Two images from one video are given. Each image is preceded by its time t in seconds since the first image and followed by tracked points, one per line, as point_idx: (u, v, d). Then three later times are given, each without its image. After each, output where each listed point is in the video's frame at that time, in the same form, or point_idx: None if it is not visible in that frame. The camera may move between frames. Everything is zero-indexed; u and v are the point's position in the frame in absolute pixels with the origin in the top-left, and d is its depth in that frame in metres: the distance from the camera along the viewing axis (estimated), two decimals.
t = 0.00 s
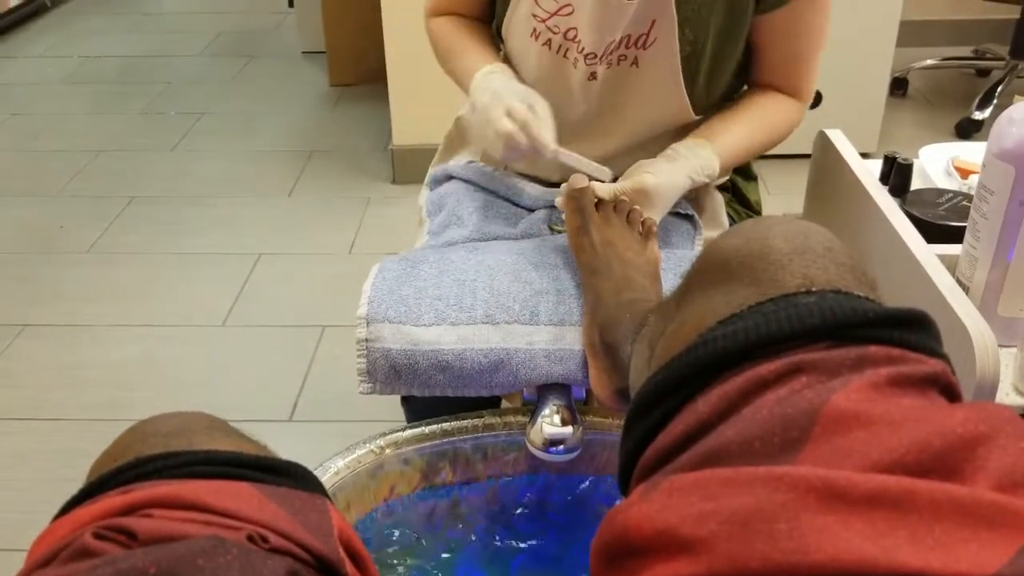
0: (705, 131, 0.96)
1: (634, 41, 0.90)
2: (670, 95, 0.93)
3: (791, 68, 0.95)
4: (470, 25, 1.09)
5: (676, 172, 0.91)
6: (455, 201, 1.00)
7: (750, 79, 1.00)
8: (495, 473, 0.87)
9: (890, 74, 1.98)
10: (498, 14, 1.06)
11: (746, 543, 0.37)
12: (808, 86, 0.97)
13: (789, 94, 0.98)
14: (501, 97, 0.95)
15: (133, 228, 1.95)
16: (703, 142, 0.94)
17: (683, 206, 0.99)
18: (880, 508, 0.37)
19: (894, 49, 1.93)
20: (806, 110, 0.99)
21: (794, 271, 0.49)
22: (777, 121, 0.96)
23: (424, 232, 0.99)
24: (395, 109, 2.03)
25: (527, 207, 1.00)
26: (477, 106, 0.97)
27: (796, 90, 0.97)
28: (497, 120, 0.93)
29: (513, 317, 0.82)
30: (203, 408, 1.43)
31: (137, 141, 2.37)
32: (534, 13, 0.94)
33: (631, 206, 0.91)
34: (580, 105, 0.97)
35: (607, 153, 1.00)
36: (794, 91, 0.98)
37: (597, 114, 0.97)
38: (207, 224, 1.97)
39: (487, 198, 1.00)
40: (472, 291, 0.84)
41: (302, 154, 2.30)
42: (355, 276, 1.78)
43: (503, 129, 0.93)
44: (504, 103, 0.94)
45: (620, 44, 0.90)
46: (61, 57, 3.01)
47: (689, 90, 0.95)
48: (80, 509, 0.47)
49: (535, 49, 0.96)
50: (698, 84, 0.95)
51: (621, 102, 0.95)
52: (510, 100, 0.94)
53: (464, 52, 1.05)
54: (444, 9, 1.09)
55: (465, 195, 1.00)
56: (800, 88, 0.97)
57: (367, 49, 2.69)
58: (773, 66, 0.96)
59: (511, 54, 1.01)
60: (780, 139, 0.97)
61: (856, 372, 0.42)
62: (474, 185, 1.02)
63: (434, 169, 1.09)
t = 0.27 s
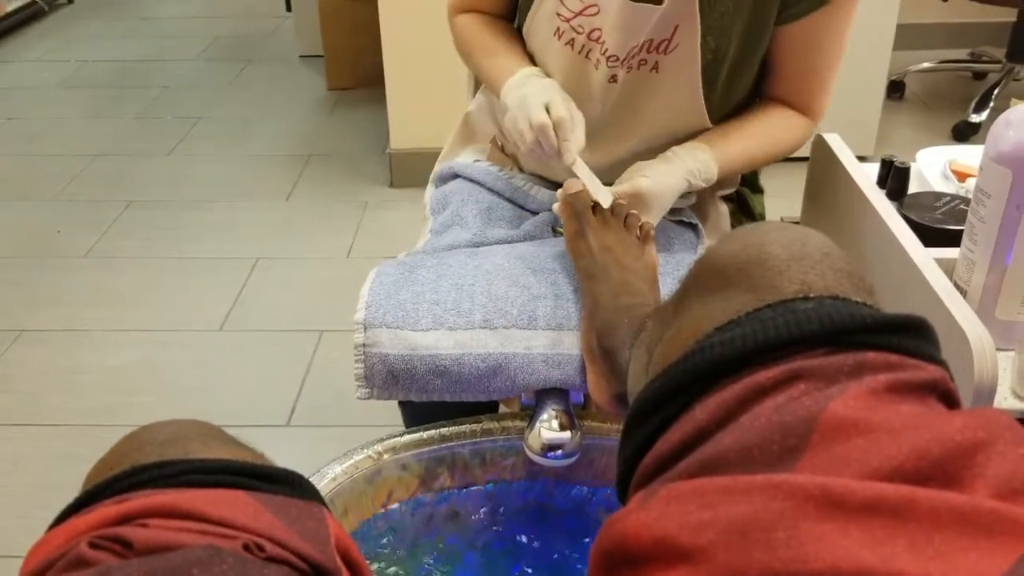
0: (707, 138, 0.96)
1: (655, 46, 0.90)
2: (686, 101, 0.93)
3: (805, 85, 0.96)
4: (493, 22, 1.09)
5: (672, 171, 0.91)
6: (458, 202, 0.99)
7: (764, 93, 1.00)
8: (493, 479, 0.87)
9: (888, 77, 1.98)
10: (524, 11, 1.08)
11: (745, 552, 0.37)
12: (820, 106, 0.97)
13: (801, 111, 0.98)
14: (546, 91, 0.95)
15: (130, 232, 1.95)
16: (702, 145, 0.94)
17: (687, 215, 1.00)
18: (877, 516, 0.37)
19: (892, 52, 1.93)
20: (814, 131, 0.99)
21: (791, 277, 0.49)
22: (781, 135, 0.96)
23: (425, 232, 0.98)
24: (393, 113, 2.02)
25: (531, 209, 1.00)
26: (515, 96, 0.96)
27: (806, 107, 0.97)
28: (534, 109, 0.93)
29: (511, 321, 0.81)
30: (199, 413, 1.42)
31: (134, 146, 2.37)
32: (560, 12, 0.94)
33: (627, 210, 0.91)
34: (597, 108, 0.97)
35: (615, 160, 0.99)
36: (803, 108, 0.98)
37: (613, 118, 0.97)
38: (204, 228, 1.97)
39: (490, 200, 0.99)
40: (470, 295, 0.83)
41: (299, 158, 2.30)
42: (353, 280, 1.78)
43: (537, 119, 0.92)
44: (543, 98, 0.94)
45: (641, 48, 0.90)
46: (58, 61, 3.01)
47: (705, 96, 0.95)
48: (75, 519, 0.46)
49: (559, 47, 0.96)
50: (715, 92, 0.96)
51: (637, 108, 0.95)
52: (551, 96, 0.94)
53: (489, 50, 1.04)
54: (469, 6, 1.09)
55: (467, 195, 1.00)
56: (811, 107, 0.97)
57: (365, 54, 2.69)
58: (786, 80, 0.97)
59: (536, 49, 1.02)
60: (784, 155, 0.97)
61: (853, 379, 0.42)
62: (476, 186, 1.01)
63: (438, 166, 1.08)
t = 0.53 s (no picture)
0: (707, 145, 0.96)
1: (665, 54, 0.90)
2: (691, 108, 0.94)
3: (809, 99, 0.96)
4: (501, 23, 1.10)
5: (670, 174, 0.92)
6: (459, 206, 1.00)
7: (767, 106, 1.00)
8: (493, 485, 0.86)
9: (885, 83, 1.98)
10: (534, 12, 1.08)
11: (744, 559, 0.37)
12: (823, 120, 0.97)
13: (803, 125, 0.98)
14: (553, 100, 0.95)
15: (129, 239, 1.95)
16: (701, 151, 0.95)
17: (688, 223, 0.99)
18: (876, 522, 0.37)
19: (889, 58, 1.94)
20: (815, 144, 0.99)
21: (790, 282, 0.49)
22: (781, 146, 0.96)
23: (424, 236, 0.99)
24: (392, 118, 2.03)
25: (533, 215, 1.00)
26: (520, 102, 0.96)
27: (807, 120, 0.98)
28: (539, 117, 0.93)
29: (510, 327, 0.81)
30: (198, 420, 1.42)
31: (133, 152, 2.37)
32: (570, 15, 0.94)
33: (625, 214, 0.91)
34: (602, 114, 0.97)
35: (617, 166, 0.99)
36: (804, 121, 0.98)
37: (617, 124, 0.97)
38: (203, 234, 1.97)
39: (489, 205, 0.99)
40: (469, 301, 0.84)
41: (299, 164, 2.30)
42: (351, 286, 1.78)
43: (542, 128, 0.92)
44: (549, 107, 0.94)
45: (651, 56, 0.90)
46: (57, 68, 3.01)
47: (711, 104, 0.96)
48: (74, 525, 0.46)
49: (567, 51, 0.96)
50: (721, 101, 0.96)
51: (643, 115, 0.96)
52: (557, 106, 0.95)
53: (495, 51, 1.05)
54: (478, 7, 1.10)
55: (467, 200, 1.00)
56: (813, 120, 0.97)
57: (364, 60, 2.70)
58: (790, 94, 0.97)
59: (543, 53, 1.02)
60: (783, 166, 0.97)
61: (852, 385, 0.42)
62: (477, 190, 1.01)
63: (439, 169, 1.08)
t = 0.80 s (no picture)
0: (705, 148, 0.96)
1: (665, 57, 0.90)
2: (691, 110, 0.94)
3: (808, 103, 0.96)
4: (504, 22, 1.10)
5: (662, 174, 0.92)
6: (459, 209, 1.00)
7: (765, 109, 1.00)
8: (492, 488, 0.87)
9: (884, 86, 1.99)
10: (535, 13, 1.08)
11: (743, 561, 0.37)
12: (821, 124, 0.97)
13: (801, 130, 0.98)
14: (537, 90, 0.95)
15: (129, 242, 1.95)
16: (697, 152, 0.95)
17: (687, 226, 1.00)
18: (875, 524, 0.37)
19: (889, 61, 1.94)
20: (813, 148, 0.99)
21: (788, 285, 0.49)
22: (779, 149, 0.96)
23: (424, 239, 0.99)
24: (391, 122, 2.03)
25: (532, 218, 1.00)
26: (506, 92, 0.97)
27: (806, 124, 0.98)
28: (520, 107, 0.93)
29: (510, 330, 0.82)
30: (198, 424, 1.42)
31: (133, 156, 2.37)
32: (571, 15, 0.95)
33: (623, 217, 0.92)
34: (601, 116, 0.97)
35: (615, 168, 0.99)
36: (802, 124, 0.98)
37: (615, 126, 0.97)
38: (203, 238, 1.97)
39: (489, 208, 1.00)
40: (468, 304, 0.84)
41: (298, 168, 2.30)
42: (350, 290, 1.78)
43: (522, 118, 0.93)
44: (531, 96, 0.94)
45: (652, 57, 0.90)
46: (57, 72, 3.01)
47: (711, 106, 0.96)
48: (74, 529, 0.46)
49: (567, 52, 0.96)
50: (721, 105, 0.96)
51: (642, 117, 0.96)
52: (540, 96, 0.95)
53: (495, 50, 1.05)
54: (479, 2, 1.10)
55: (467, 203, 1.00)
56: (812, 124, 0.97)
57: (363, 63, 2.70)
58: (788, 98, 0.97)
59: (543, 55, 1.02)
60: (781, 170, 0.97)
61: (850, 387, 0.42)
62: (476, 193, 1.01)
63: (439, 172, 1.08)
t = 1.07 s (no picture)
0: (704, 149, 0.96)
1: (665, 58, 0.90)
2: (690, 111, 0.94)
3: (808, 104, 0.96)
4: (501, 22, 1.10)
5: (660, 174, 0.92)
6: (459, 210, 1.00)
7: (765, 109, 1.01)
8: (492, 490, 0.87)
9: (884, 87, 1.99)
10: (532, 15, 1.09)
11: (743, 564, 0.37)
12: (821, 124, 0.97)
13: (801, 131, 0.98)
14: (535, 93, 0.95)
15: (129, 245, 1.95)
16: (696, 153, 0.95)
17: (687, 228, 1.00)
18: (875, 526, 0.37)
19: (888, 63, 1.94)
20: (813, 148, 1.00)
21: (788, 287, 0.49)
22: (778, 150, 0.96)
23: (424, 240, 0.99)
24: (391, 124, 2.03)
25: (532, 220, 1.00)
26: (504, 98, 0.97)
27: (806, 126, 0.98)
28: (517, 111, 0.93)
29: (509, 332, 0.81)
30: (197, 426, 1.42)
31: (133, 158, 2.37)
32: (570, 17, 0.95)
33: (622, 219, 0.92)
34: (600, 117, 0.97)
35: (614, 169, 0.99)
36: (801, 125, 0.98)
37: (614, 128, 0.97)
38: (202, 240, 1.97)
39: (489, 209, 1.00)
40: (468, 306, 0.84)
41: (298, 170, 2.30)
42: (350, 291, 1.78)
43: (519, 121, 0.93)
44: (528, 101, 0.94)
45: (651, 59, 0.90)
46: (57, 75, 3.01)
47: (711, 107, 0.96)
48: (73, 532, 0.46)
49: (566, 53, 0.96)
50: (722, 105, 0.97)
51: (641, 119, 0.96)
52: (537, 100, 0.95)
53: (493, 52, 1.05)
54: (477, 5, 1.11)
55: (466, 204, 1.00)
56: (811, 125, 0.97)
57: (363, 65, 2.70)
58: (788, 99, 0.97)
59: (543, 56, 1.02)
60: (780, 171, 0.97)
61: (850, 389, 0.42)
62: (476, 195, 1.01)
63: (439, 173, 1.08)
